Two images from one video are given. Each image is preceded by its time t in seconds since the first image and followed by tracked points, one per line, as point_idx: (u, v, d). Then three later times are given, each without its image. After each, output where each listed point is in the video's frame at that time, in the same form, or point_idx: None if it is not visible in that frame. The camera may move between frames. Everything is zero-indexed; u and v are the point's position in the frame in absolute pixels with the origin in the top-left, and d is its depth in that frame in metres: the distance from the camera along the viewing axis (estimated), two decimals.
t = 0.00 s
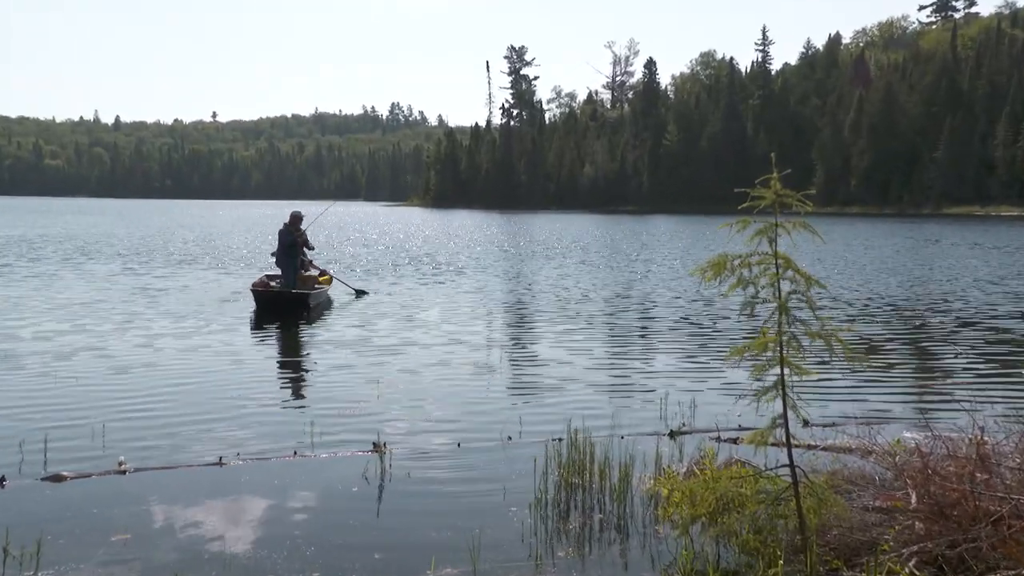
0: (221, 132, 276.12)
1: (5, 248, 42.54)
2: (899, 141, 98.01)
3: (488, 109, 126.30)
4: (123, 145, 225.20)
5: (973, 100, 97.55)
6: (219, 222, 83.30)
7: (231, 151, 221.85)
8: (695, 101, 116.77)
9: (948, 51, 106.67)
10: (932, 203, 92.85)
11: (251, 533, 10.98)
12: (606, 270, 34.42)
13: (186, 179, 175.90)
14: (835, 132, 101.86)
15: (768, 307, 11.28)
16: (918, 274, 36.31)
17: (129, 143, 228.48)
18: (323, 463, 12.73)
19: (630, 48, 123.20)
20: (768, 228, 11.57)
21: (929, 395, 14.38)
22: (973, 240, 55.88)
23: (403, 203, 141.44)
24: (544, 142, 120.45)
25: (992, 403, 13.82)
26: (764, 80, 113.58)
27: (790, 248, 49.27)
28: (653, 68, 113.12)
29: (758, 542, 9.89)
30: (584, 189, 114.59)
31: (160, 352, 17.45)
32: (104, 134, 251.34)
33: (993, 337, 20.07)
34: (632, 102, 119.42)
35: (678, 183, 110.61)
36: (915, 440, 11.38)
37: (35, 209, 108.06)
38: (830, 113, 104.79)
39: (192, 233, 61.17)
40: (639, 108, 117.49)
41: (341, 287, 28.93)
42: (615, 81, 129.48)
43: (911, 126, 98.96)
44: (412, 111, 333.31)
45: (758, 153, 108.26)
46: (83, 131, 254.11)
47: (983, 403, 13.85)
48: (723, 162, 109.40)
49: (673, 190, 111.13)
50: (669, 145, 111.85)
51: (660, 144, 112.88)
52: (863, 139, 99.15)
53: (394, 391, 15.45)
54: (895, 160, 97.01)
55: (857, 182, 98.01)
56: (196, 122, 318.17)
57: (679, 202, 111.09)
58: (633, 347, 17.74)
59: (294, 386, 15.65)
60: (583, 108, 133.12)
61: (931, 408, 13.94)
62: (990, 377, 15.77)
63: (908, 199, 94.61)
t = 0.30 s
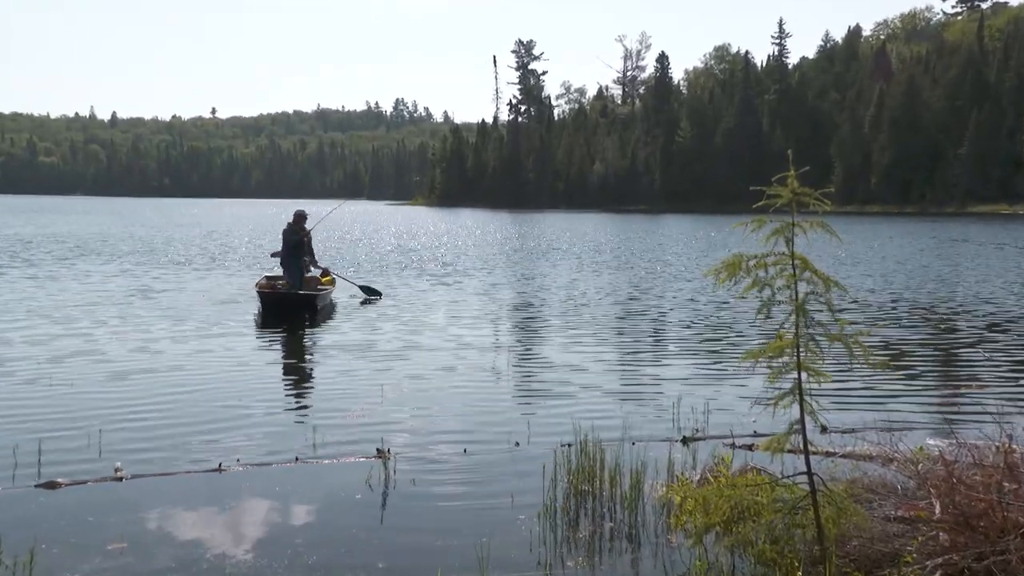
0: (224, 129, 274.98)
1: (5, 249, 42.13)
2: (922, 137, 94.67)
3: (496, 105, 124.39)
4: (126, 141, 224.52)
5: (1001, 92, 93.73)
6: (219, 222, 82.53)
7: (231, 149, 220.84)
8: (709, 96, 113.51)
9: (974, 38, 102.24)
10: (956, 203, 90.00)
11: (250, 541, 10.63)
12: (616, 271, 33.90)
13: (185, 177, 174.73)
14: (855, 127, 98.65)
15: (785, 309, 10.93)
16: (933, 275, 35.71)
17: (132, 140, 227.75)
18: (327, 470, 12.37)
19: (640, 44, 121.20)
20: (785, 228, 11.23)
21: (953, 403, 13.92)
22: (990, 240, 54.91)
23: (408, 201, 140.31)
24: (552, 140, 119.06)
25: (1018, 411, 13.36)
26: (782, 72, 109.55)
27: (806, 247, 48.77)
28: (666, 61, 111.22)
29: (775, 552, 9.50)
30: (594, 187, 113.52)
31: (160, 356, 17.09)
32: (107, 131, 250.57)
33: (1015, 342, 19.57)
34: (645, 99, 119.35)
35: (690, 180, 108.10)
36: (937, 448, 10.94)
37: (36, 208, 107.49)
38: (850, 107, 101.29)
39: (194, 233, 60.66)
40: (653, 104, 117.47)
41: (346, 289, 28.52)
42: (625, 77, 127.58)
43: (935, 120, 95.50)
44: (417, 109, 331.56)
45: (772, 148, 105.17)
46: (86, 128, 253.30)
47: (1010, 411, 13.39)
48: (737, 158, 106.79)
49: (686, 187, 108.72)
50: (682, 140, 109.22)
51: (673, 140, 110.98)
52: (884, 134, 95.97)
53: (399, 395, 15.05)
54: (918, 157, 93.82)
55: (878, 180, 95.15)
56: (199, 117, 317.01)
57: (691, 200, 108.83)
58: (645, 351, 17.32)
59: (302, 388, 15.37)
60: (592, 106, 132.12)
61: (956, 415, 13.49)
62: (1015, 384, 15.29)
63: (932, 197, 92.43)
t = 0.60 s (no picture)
0: (229, 126, 274.09)
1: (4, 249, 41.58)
2: (948, 132, 92.40)
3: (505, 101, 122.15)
4: (132, 138, 223.90)
5: None
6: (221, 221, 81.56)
7: (235, 146, 219.70)
8: (725, 90, 111.85)
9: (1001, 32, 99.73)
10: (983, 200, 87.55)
11: (251, 550, 10.27)
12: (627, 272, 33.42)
13: (185, 176, 173.38)
14: (877, 124, 96.73)
15: (804, 311, 10.55)
16: (951, 276, 35.13)
17: (138, 137, 227.07)
18: (330, 476, 12.02)
19: (654, 36, 118.93)
20: (804, 227, 10.85)
21: (978, 410, 13.49)
22: (1007, 240, 54.10)
23: (414, 200, 139.17)
24: (563, 136, 116.73)
25: None
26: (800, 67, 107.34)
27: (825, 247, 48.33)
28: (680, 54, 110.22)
29: (794, 563, 9.07)
30: (605, 187, 111.80)
31: (162, 360, 16.73)
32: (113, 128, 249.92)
33: None
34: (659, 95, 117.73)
35: (705, 179, 106.24)
36: (965, 457, 10.51)
37: (38, 207, 106.62)
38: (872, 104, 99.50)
39: (198, 232, 60.08)
40: (666, 100, 115.51)
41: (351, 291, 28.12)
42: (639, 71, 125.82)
43: (961, 115, 93.11)
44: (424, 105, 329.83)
45: (789, 146, 103.08)
46: (91, 126, 252.63)
47: None
48: (753, 156, 104.73)
49: (700, 186, 106.59)
50: (695, 138, 107.65)
51: (688, 137, 109.12)
52: (909, 130, 93.78)
53: (406, 399, 14.69)
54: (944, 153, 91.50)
55: (901, 177, 92.90)
56: (204, 113, 315.60)
57: (705, 199, 106.94)
58: (658, 355, 16.92)
59: (309, 392, 15.02)
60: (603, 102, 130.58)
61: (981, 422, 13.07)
62: None
63: (958, 194, 89.52)
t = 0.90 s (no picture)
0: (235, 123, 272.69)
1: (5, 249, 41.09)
2: (978, 127, 88.91)
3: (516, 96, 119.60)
4: (138, 135, 222.66)
5: None
6: (224, 220, 80.56)
7: (239, 142, 218.35)
8: (743, 84, 107.14)
9: None
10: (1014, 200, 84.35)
11: (253, 560, 9.88)
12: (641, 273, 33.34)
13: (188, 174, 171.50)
14: (904, 117, 93.29)
15: (826, 313, 10.18)
16: (971, 278, 34.51)
17: (145, 133, 225.95)
18: (338, 482, 11.68)
19: (670, 30, 117.00)
20: (825, 227, 10.49)
21: (1008, 417, 13.07)
22: None
23: (422, 199, 137.61)
24: (577, 134, 113.63)
25: None
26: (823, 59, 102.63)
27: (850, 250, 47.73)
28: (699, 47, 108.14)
29: None
30: (619, 185, 108.34)
31: (165, 364, 16.37)
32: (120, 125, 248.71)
33: None
34: (673, 92, 112.88)
35: (722, 177, 102.48)
36: (996, 468, 10.08)
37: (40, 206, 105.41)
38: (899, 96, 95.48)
39: (202, 232, 59.36)
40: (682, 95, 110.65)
41: (360, 294, 27.80)
42: (655, 65, 123.75)
43: (994, 108, 89.31)
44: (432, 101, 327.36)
45: (810, 143, 99.77)
46: (98, 123, 251.34)
47: None
48: (772, 152, 101.18)
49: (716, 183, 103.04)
50: (712, 135, 103.82)
51: (705, 134, 105.23)
52: (936, 125, 90.29)
53: (416, 404, 14.33)
54: (974, 149, 88.33)
55: (928, 174, 89.71)
56: (210, 110, 313.89)
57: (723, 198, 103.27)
58: (673, 360, 16.49)
59: (319, 397, 14.67)
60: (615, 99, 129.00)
61: (1011, 431, 12.64)
62: None
63: (990, 192, 86.35)
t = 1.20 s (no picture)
0: (245, 120, 272.18)
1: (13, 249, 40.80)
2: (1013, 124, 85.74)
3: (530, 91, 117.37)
4: (148, 133, 222.50)
5: None
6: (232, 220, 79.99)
7: (247, 140, 217.36)
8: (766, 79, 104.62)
9: None
10: None
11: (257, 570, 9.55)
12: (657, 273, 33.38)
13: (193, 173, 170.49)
14: (933, 114, 90.41)
15: (853, 316, 9.79)
16: (996, 280, 33.89)
17: (155, 132, 226.04)
18: (347, 489, 11.35)
19: (690, 23, 115.52)
20: (851, 226, 10.11)
21: None
22: None
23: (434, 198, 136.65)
24: (591, 132, 111.18)
25: None
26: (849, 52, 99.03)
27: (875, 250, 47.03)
28: (717, 40, 106.07)
29: None
30: (637, 180, 106.58)
31: (171, 368, 16.03)
32: (130, 122, 248.43)
33: None
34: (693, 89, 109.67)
35: (745, 175, 100.40)
36: None
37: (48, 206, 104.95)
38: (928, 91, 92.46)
39: (211, 233, 58.90)
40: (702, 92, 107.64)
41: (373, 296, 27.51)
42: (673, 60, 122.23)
43: None
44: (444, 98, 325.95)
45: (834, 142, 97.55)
46: (108, 120, 251.13)
47: None
48: (794, 152, 98.87)
49: (739, 182, 101.13)
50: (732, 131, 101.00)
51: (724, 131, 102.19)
52: (968, 122, 87.15)
53: (431, 409, 13.95)
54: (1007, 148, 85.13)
55: (959, 173, 86.60)
56: (220, 106, 313.14)
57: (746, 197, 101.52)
58: (693, 365, 16.08)
59: (333, 401, 14.37)
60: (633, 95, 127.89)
61: None
62: None
63: None
